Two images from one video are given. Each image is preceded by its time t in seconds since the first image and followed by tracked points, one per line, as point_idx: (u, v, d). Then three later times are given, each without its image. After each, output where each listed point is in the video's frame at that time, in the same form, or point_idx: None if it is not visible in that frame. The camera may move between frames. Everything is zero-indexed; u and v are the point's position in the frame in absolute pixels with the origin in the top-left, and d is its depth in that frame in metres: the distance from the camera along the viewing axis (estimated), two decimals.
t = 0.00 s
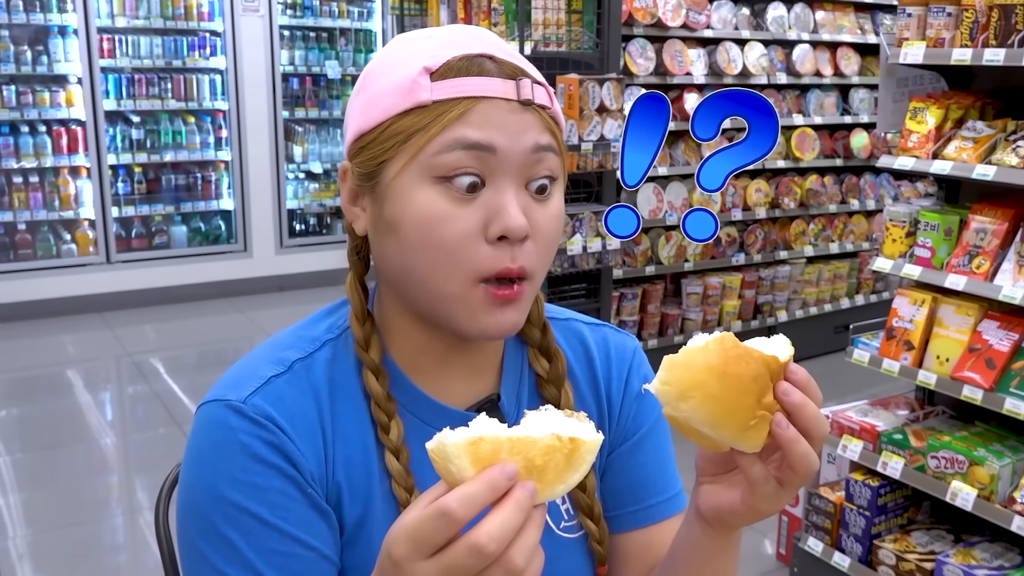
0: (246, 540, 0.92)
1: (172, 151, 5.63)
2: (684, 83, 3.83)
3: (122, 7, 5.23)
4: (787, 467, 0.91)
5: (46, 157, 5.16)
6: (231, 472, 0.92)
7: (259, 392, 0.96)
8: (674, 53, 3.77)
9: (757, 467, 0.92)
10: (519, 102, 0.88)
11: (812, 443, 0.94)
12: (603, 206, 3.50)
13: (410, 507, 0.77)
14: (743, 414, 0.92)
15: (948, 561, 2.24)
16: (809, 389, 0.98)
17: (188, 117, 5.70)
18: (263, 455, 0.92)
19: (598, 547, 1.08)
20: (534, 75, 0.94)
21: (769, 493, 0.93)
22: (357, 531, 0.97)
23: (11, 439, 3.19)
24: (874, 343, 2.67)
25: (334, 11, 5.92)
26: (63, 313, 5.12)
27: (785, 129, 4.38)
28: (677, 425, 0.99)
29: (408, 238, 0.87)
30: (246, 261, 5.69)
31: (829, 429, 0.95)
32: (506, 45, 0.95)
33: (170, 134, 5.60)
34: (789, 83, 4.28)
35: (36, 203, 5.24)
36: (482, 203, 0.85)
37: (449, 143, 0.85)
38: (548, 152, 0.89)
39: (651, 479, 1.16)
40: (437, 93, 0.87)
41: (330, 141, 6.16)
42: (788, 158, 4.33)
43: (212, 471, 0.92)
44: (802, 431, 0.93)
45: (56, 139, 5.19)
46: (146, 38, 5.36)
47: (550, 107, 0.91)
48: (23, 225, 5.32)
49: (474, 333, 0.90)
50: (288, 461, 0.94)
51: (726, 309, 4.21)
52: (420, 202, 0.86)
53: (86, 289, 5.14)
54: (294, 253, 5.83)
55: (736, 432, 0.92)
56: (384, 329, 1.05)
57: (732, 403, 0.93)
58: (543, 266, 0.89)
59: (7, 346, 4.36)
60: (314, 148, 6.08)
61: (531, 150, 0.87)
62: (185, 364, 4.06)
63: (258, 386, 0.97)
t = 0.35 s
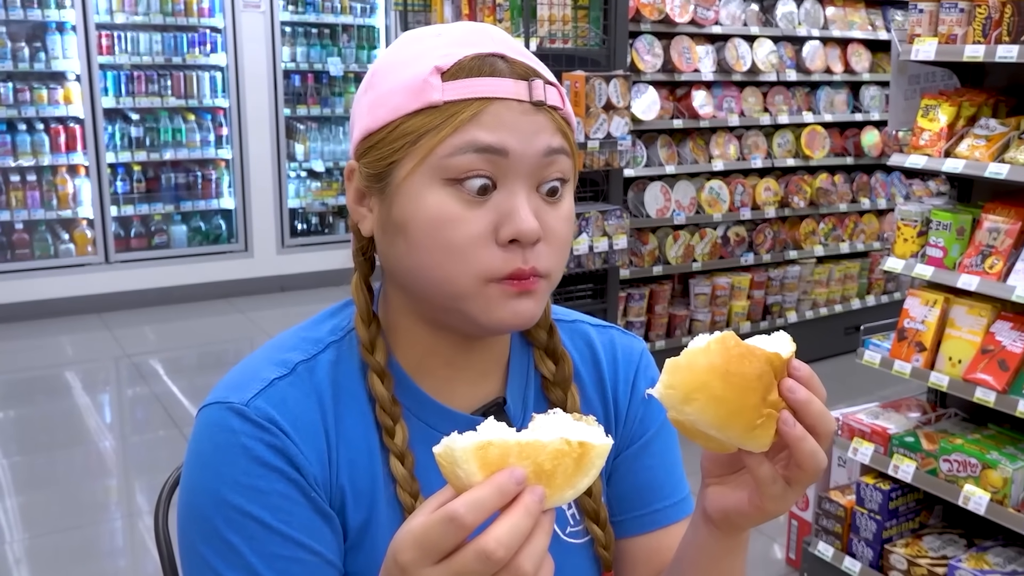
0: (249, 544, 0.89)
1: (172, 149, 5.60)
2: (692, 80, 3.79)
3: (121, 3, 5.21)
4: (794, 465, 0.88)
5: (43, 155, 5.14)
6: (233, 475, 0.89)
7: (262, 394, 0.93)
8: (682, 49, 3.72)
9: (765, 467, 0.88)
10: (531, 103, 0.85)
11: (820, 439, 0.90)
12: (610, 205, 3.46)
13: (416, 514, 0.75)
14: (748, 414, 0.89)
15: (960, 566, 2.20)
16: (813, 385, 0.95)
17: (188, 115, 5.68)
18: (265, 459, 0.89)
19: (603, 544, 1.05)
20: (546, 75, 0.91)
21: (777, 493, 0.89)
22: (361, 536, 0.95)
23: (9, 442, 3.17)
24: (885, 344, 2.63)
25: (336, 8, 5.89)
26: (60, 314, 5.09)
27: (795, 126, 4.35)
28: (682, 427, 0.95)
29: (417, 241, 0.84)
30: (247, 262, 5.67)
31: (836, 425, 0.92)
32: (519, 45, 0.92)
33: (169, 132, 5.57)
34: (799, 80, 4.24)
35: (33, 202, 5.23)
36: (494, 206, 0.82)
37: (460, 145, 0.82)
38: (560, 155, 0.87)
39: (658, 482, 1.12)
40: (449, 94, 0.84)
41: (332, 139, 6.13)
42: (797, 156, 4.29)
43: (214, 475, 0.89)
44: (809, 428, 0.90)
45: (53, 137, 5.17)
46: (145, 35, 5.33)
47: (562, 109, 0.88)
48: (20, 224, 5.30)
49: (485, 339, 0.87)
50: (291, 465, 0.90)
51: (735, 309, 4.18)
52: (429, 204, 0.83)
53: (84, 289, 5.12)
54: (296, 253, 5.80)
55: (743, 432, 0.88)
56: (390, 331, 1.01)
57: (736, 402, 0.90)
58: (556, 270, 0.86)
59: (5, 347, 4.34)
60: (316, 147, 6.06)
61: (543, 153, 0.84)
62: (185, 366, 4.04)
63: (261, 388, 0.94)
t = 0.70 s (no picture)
0: (250, 545, 0.88)
1: (172, 149, 5.59)
2: (693, 80, 3.79)
3: (121, 3, 5.20)
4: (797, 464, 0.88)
5: (43, 155, 5.14)
6: (235, 476, 0.89)
7: (264, 395, 0.92)
8: (683, 49, 3.72)
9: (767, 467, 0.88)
10: (533, 104, 0.84)
11: (821, 439, 0.90)
12: (611, 205, 3.45)
13: (420, 514, 0.74)
14: (750, 414, 0.89)
15: (962, 568, 2.20)
16: (815, 384, 0.94)
17: (188, 115, 5.68)
18: (268, 459, 0.89)
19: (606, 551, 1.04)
20: (548, 75, 0.90)
21: (780, 492, 0.89)
22: (363, 538, 0.94)
23: (8, 443, 3.16)
24: (887, 344, 2.62)
25: (337, 7, 5.89)
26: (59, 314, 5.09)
27: (796, 126, 4.35)
28: (685, 427, 0.95)
29: (420, 242, 0.83)
30: (248, 262, 5.66)
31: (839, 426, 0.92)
32: (523, 46, 0.91)
33: (169, 132, 5.56)
34: (800, 80, 4.24)
35: (33, 202, 5.23)
36: (496, 206, 0.82)
37: (462, 146, 0.82)
38: (562, 156, 0.86)
39: (658, 483, 1.12)
40: (451, 95, 0.83)
41: (333, 139, 6.12)
42: (799, 157, 4.29)
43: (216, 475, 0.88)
44: (811, 428, 0.90)
45: (53, 137, 5.17)
46: (145, 35, 5.32)
47: (565, 109, 0.87)
48: (20, 225, 5.30)
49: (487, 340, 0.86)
50: (293, 465, 0.90)
51: (736, 310, 4.17)
52: (432, 205, 0.82)
53: (85, 289, 5.12)
54: (296, 253, 5.80)
55: (745, 432, 0.88)
56: (392, 331, 1.01)
57: (738, 401, 0.89)
58: (558, 271, 0.86)
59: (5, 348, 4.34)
60: (316, 147, 6.05)
61: (546, 154, 0.84)
62: (186, 366, 4.03)
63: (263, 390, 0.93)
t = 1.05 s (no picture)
0: (252, 545, 0.88)
1: (172, 149, 5.59)
2: (694, 80, 3.78)
3: (121, 3, 5.20)
4: (799, 465, 0.88)
5: (44, 155, 5.14)
6: (237, 476, 0.88)
7: (266, 394, 0.92)
8: (683, 49, 3.72)
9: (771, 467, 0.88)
10: (509, 97, 0.86)
11: (823, 440, 0.91)
12: (612, 205, 3.45)
13: (422, 515, 0.74)
14: (753, 414, 0.89)
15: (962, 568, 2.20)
16: (817, 386, 0.95)
17: (188, 115, 5.68)
18: (270, 459, 0.89)
19: (603, 562, 1.03)
20: (539, 74, 0.91)
21: (781, 492, 0.89)
22: (364, 539, 0.95)
23: (8, 443, 3.16)
24: (887, 344, 2.62)
25: (337, 7, 5.90)
26: (60, 314, 5.09)
27: (797, 127, 4.35)
28: (687, 428, 0.95)
29: (382, 226, 0.86)
30: (248, 262, 5.66)
31: (839, 426, 0.93)
32: (522, 46, 0.93)
33: (170, 132, 5.56)
34: (800, 80, 4.24)
35: (34, 202, 5.23)
36: (456, 195, 0.84)
37: (426, 132, 0.84)
38: (537, 153, 0.86)
39: (658, 483, 1.12)
40: (427, 85, 0.87)
41: (333, 139, 6.12)
42: (799, 157, 4.29)
43: (219, 475, 0.88)
44: (813, 429, 0.91)
45: (54, 137, 5.17)
46: (145, 35, 5.32)
47: (547, 107, 0.88)
48: (20, 225, 5.30)
49: (447, 332, 0.87)
50: (294, 465, 0.90)
51: (737, 310, 4.17)
52: (395, 189, 0.85)
53: (85, 290, 5.12)
54: (296, 253, 5.80)
55: (747, 433, 0.88)
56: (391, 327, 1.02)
57: (741, 403, 0.89)
58: (524, 271, 0.85)
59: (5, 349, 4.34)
60: (316, 147, 6.05)
61: (513, 147, 0.84)
62: (186, 367, 4.03)
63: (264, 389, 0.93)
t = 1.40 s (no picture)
0: (253, 546, 0.88)
1: (173, 149, 5.59)
2: (694, 80, 3.78)
3: (121, 3, 5.20)
4: (801, 471, 0.89)
5: (44, 156, 5.14)
6: (237, 476, 0.88)
7: (267, 395, 0.93)
8: (683, 50, 3.71)
9: (773, 473, 0.88)
10: (500, 86, 0.87)
11: (828, 446, 0.91)
12: (612, 205, 3.45)
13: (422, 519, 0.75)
14: (756, 421, 0.89)
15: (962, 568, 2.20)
16: (822, 392, 0.95)
17: (189, 115, 5.68)
18: (270, 460, 0.89)
19: (604, 568, 1.03)
20: (530, 66, 0.92)
21: (785, 498, 0.89)
22: (364, 541, 0.95)
23: (8, 443, 3.16)
24: (887, 344, 2.62)
25: (337, 7, 5.90)
26: (60, 314, 5.09)
27: (797, 127, 4.35)
28: (689, 433, 0.95)
29: (375, 217, 0.86)
30: (248, 262, 5.66)
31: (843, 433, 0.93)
32: (513, 42, 0.94)
33: (170, 132, 5.56)
34: (800, 80, 4.23)
35: (34, 202, 5.23)
36: (449, 182, 0.84)
37: (417, 122, 0.85)
38: (530, 138, 0.87)
39: (657, 485, 1.12)
40: (417, 80, 0.88)
41: (333, 139, 6.12)
42: (799, 157, 4.29)
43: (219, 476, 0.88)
44: (817, 436, 0.90)
45: (54, 137, 5.17)
46: (145, 35, 5.32)
47: (539, 95, 0.89)
48: (20, 225, 5.30)
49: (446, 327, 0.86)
50: (294, 466, 0.90)
51: (737, 310, 4.17)
52: (387, 180, 0.86)
53: (84, 290, 5.12)
54: (296, 253, 5.79)
55: (750, 439, 0.88)
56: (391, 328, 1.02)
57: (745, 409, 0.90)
58: (522, 259, 0.85)
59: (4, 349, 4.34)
60: (316, 147, 6.05)
61: (504, 131, 0.85)
62: (186, 367, 4.03)
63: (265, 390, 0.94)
